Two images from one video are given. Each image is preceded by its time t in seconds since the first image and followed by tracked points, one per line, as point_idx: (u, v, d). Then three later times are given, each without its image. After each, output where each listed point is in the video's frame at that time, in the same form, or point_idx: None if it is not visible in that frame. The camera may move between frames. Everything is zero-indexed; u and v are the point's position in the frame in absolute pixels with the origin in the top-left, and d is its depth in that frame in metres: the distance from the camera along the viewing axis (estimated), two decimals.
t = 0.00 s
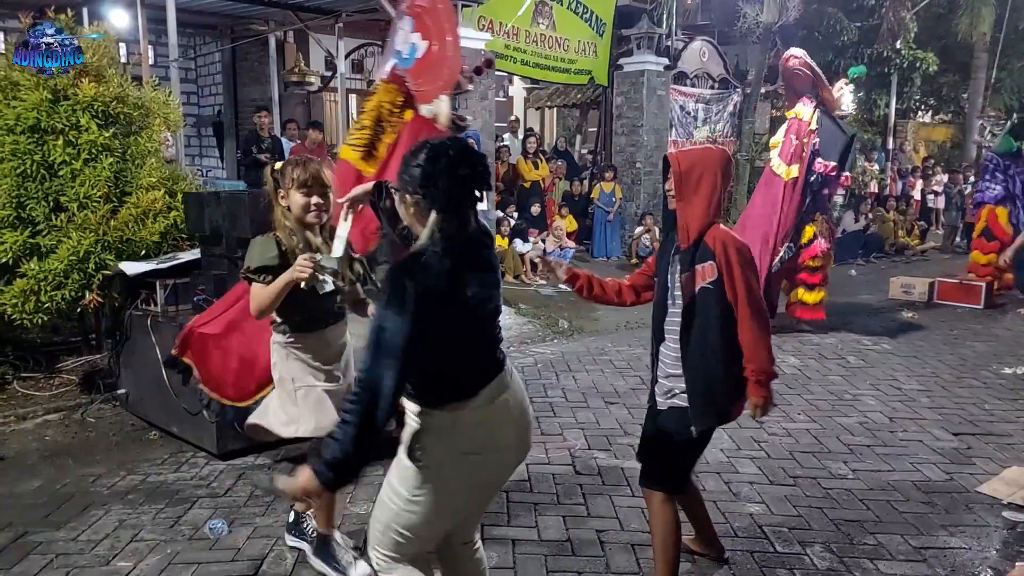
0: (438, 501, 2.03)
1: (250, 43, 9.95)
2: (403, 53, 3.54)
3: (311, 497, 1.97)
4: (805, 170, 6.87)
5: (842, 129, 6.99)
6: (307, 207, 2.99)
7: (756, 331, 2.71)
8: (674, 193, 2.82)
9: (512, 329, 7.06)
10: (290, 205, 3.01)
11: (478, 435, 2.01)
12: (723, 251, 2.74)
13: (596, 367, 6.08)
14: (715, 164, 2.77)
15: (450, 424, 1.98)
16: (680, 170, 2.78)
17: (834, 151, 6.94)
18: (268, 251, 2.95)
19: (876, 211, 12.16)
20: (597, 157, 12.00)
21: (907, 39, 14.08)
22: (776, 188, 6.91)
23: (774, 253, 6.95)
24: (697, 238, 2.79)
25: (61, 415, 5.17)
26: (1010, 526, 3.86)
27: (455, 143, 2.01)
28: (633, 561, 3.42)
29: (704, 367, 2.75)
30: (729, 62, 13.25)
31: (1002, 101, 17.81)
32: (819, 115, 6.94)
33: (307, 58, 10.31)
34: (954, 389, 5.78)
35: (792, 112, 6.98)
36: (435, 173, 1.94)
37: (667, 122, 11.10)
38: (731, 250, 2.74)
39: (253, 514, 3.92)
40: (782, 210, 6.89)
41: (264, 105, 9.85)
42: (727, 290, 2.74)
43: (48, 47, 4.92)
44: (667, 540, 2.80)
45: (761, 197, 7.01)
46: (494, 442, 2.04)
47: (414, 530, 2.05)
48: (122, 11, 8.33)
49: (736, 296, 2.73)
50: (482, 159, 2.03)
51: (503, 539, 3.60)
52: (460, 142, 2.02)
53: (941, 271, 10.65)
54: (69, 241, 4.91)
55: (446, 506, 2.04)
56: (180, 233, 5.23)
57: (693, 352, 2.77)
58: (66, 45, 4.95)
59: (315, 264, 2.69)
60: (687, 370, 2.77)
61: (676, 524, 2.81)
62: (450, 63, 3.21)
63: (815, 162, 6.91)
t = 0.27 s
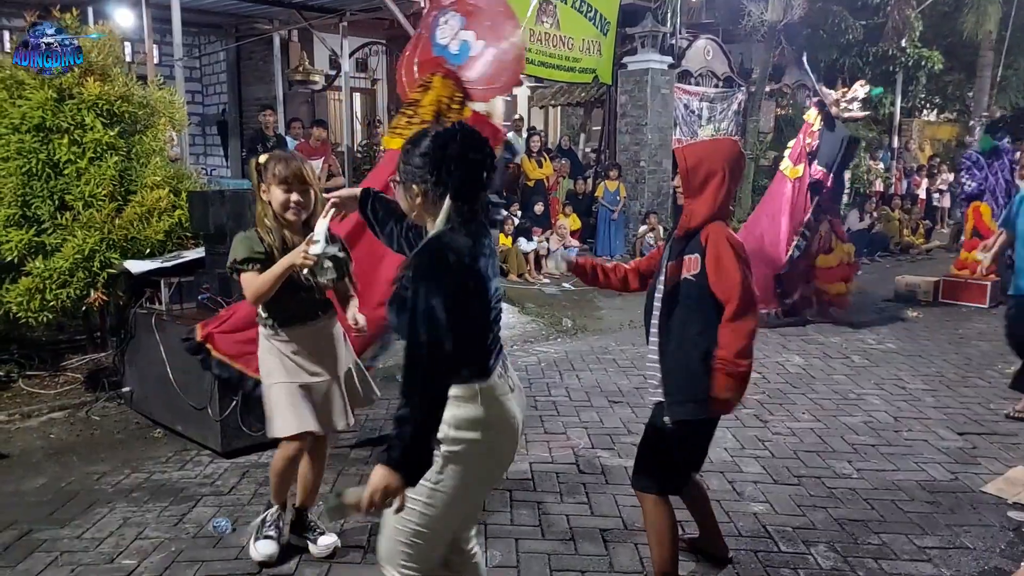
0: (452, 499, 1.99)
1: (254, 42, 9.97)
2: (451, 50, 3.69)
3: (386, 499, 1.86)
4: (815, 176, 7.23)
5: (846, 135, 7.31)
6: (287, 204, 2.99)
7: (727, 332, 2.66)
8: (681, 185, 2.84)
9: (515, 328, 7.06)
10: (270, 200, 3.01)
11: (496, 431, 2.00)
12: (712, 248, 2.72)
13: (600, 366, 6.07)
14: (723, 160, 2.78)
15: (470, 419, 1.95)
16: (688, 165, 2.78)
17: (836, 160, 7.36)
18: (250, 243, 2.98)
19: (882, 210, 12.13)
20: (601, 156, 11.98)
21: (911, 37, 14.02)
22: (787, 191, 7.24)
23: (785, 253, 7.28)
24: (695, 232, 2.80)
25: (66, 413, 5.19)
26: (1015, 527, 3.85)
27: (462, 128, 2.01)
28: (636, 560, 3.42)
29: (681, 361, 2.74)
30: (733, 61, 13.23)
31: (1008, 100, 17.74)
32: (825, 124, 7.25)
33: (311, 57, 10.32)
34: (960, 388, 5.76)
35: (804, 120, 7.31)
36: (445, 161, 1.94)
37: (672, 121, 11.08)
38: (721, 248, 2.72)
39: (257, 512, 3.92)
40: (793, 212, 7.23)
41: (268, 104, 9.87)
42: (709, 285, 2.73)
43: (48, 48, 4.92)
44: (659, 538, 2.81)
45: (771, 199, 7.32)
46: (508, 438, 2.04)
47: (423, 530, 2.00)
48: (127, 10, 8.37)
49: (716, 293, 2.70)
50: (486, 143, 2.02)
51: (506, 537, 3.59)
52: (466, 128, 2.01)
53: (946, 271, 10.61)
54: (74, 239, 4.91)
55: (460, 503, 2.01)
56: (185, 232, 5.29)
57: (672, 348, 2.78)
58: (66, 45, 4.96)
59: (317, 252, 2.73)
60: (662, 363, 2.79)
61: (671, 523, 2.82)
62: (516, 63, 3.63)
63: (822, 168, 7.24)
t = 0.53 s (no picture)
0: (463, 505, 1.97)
1: (261, 42, 10.00)
2: (492, 53, 3.43)
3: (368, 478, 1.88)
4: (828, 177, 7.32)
5: (864, 133, 7.32)
6: (275, 205, 2.99)
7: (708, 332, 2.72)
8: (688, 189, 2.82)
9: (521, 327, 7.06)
10: (261, 202, 3.02)
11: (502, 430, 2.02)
12: (714, 263, 2.74)
13: (605, 366, 6.06)
14: (728, 166, 2.79)
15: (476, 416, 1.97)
16: (692, 174, 2.79)
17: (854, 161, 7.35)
18: (249, 248, 3.01)
19: (890, 209, 12.17)
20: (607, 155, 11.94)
21: (920, 36, 13.86)
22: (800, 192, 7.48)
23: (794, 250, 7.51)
24: (700, 241, 2.79)
25: (74, 410, 5.21)
26: None
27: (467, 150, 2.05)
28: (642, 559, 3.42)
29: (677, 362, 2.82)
30: (740, 59, 13.19)
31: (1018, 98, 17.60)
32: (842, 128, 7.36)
33: (318, 57, 10.34)
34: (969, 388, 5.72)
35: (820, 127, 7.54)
36: (449, 183, 1.97)
37: (679, 119, 11.02)
38: (726, 259, 2.74)
39: (264, 510, 3.94)
40: (806, 211, 7.44)
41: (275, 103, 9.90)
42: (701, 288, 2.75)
43: (47, 48, 4.94)
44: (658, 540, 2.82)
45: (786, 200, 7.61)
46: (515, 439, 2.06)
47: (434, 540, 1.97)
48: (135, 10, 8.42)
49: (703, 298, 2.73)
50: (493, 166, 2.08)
51: (511, 536, 3.59)
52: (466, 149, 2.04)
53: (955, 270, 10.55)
54: (83, 238, 4.94)
55: (469, 508, 1.99)
56: (192, 231, 5.29)
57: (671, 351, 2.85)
58: (66, 45, 4.98)
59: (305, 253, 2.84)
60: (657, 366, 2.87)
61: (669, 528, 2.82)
62: (560, 63, 3.50)
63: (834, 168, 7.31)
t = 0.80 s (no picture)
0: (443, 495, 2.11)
1: (269, 40, 10.02)
2: (538, 55, 3.14)
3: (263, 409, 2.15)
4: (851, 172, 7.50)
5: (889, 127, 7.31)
6: (281, 202, 3.01)
7: (712, 321, 2.75)
8: (686, 188, 2.87)
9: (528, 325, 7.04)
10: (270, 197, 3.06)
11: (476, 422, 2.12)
12: (715, 255, 2.77)
13: (613, 364, 6.05)
14: (727, 159, 2.82)
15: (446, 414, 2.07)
16: (689, 168, 2.83)
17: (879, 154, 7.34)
18: (248, 240, 3.10)
19: (900, 207, 12.19)
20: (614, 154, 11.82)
21: (930, 34, 13.82)
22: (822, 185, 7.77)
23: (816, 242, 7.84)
24: (705, 234, 2.85)
25: (83, 408, 5.23)
26: None
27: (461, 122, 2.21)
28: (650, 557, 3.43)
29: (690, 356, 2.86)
30: (749, 58, 13.16)
31: None
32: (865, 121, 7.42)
33: (325, 55, 10.36)
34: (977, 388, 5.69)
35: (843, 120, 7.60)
36: (447, 155, 2.12)
37: (687, 118, 10.96)
38: (726, 247, 2.77)
39: (271, 508, 3.95)
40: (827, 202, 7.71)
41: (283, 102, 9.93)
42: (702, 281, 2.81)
43: (48, 48, 4.92)
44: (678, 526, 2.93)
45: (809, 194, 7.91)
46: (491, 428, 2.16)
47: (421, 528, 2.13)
48: (144, 10, 8.47)
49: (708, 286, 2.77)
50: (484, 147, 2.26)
51: (519, 535, 3.59)
52: (462, 129, 2.18)
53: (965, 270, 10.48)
54: (92, 237, 4.96)
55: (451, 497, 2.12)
56: (201, 229, 5.30)
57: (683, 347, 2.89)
58: (66, 45, 4.96)
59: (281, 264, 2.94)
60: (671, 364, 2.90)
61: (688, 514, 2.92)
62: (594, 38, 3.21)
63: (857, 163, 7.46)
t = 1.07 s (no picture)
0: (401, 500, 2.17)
1: (281, 39, 10.06)
2: (588, 58, 3.36)
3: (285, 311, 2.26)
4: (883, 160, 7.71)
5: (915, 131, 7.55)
6: (291, 197, 3.13)
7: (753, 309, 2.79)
8: (689, 174, 2.88)
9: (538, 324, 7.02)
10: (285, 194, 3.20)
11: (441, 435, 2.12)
12: (720, 242, 2.78)
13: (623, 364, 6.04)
14: (726, 148, 2.85)
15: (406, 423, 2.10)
16: (693, 158, 2.85)
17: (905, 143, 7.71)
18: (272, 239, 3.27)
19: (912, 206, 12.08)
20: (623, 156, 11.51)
21: (943, 32, 13.73)
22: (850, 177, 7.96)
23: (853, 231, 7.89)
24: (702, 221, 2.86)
25: (95, 405, 5.26)
26: None
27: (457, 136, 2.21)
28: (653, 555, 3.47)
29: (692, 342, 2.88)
30: (760, 56, 13.12)
31: None
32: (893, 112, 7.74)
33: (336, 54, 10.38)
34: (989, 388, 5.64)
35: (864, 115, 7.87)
36: (438, 169, 2.12)
37: (697, 117, 10.92)
38: (728, 234, 2.79)
39: (281, 506, 3.96)
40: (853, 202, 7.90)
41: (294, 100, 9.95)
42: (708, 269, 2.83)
43: (49, 49, 5.03)
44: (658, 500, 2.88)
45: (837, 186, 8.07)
46: (459, 450, 2.15)
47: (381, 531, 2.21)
48: (157, 9, 8.52)
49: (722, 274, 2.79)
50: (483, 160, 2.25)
51: (528, 534, 3.59)
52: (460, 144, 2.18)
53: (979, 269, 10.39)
54: (104, 235, 4.99)
55: (406, 505, 2.18)
56: (212, 228, 5.32)
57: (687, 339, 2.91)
58: (66, 46, 4.99)
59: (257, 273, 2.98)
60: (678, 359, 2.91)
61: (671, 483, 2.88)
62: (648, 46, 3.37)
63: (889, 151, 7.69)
